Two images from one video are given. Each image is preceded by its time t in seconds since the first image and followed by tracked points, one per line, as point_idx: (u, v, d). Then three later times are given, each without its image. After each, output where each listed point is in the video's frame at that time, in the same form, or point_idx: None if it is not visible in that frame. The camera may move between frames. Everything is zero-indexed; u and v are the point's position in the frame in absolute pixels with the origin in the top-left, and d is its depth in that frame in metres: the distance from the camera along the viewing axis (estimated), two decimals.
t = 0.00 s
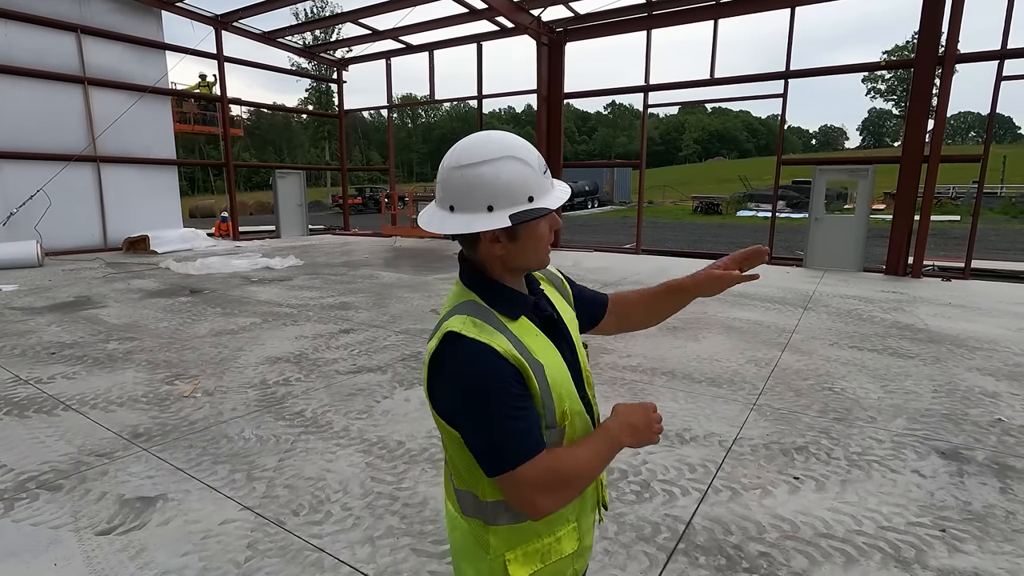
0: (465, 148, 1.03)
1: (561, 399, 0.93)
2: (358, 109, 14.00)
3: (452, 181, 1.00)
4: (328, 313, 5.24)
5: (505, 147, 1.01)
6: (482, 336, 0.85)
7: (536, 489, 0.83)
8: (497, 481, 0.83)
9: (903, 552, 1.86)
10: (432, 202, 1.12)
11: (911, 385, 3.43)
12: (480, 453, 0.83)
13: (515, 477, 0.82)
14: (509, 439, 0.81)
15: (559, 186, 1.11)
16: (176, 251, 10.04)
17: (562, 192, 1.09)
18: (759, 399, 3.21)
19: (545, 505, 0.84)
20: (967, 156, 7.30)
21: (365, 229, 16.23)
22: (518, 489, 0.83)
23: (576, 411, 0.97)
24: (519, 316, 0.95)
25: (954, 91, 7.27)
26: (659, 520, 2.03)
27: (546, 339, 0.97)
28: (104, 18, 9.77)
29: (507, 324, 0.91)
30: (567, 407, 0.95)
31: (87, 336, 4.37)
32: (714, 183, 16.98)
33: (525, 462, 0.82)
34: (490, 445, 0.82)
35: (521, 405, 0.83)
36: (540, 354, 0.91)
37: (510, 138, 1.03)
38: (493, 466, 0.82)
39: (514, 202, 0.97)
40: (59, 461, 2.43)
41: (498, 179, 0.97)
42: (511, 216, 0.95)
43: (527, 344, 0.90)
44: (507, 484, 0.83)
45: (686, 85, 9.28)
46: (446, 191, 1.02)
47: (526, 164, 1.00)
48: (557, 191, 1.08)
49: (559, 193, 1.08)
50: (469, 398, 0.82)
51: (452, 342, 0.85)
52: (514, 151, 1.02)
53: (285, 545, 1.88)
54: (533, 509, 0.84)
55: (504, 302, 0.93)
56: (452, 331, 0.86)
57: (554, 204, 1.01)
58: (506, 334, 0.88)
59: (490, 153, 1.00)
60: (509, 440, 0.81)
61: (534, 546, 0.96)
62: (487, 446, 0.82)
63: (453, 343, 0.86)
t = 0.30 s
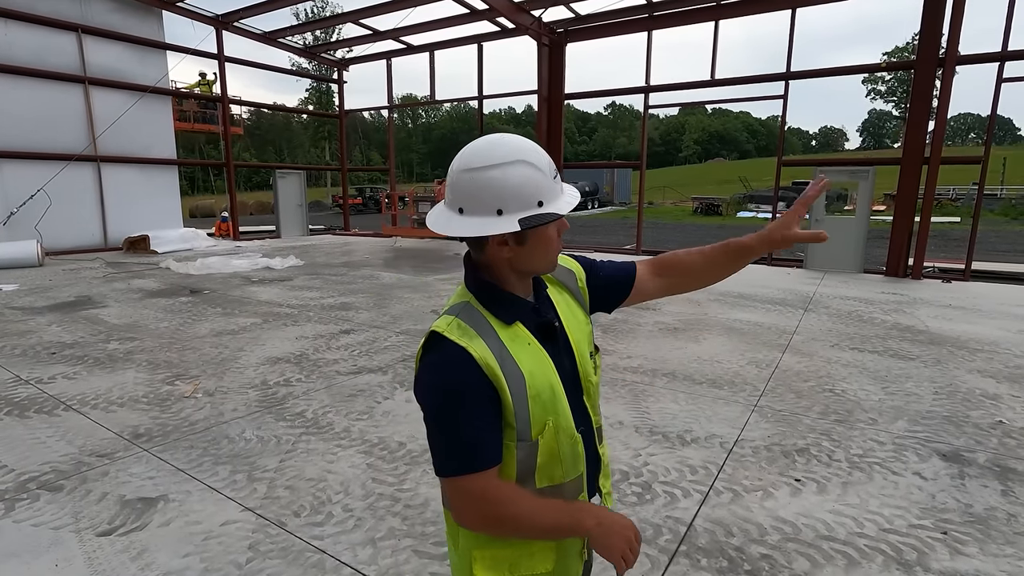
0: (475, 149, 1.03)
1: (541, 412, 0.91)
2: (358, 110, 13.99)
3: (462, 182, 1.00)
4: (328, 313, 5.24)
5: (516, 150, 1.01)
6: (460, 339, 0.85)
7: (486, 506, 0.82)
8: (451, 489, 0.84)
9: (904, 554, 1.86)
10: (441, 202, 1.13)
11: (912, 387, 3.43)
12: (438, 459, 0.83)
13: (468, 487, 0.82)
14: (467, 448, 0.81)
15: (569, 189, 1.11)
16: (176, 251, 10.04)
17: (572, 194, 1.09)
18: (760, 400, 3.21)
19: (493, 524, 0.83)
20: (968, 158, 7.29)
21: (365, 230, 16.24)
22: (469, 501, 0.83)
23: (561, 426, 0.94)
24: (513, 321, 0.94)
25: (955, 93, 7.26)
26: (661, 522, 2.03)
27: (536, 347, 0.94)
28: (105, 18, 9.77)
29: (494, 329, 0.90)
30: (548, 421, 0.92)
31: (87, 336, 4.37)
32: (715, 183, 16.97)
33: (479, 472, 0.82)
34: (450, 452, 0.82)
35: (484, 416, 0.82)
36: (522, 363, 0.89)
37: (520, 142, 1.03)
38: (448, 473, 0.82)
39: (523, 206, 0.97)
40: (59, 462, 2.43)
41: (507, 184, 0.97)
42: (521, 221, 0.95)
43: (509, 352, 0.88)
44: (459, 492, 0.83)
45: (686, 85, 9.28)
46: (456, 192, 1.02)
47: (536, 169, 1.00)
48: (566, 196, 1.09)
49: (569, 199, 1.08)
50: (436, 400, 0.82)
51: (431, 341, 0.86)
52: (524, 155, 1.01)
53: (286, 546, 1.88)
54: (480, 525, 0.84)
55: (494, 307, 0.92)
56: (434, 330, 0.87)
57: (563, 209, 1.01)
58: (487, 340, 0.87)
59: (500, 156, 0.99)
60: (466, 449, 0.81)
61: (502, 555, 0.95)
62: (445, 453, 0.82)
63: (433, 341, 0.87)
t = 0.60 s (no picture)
0: (487, 152, 1.04)
1: (543, 420, 0.91)
2: (359, 110, 13.89)
3: (474, 186, 1.00)
4: (329, 313, 5.25)
5: (529, 154, 1.01)
6: (466, 344, 0.85)
7: (480, 517, 0.82)
8: (444, 497, 0.84)
9: (906, 557, 1.86)
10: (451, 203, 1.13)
11: (913, 389, 3.43)
12: (434, 465, 0.83)
13: (461, 496, 0.82)
14: (466, 456, 0.81)
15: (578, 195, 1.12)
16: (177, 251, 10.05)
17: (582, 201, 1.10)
18: (761, 402, 3.21)
19: (487, 534, 0.83)
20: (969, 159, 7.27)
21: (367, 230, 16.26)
22: (463, 509, 0.83)
23: (562, 434, 0.94)
24: (518, 328, 0.94)
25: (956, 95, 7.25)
26: (662, 523, 2.03)
27: (540, 355, 0.95)
28: (106, 17, 9.77)
29: (500, 336, 0.90)
30: (549, 429, 0.92)
31: (89, 336, 4.38)
32: (716, 183, 16.97)
33: (474, 483, 0.82)
34: (446, 461, 0.81)
35: (485, 425, 0.82)
36: (526, 371, 0.89)
37: (533, 146, 1.02)
38: (445, 481, 0.82)
39: (536, 212, 0.98)
40: (61, 461, 2.43)
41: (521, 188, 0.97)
42: (533, 227, 0.96)
43: (514, 359, 0.89)
44: (454, 500, 0.83)
45: (688, 86, 9.26)
46: (467, 195, 1.01)
47: (547, 174, 1.00)
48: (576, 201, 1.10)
49: (579, 205, 1.08)
50: (436, 407, 0.81)
51: (437, 344, 0.86)
52: (537, 160, 1.01)
53: (287, 547, 1.88)
54: (474, 534, 0.84)
55: (501, 314, 0.92)
56: (440, 334, 0.86)
57: (575, 214, 1.02)
58: (492, 346, 0.87)
59: (513, 160, 0.99)
60: (465, 456, 0.81)
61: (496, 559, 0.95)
62: (441, 461, 0.81)
63: (440, 345, 0.87)
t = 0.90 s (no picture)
0: (485, 150, 1.04)
1: (550, 421, 0.90)
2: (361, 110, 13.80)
3: (478, 180, 1.00)
4: (329, 313, 5.24)
5: (527, 149, 1.03)
6: (474, 346, 0.84)
7: (484, 525, 0.81)
8: (450, 504, 0.82)
9: (906, 558, 1.86)
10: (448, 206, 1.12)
11: (914, 390, 3.42)
12: (439, 471, 0.81)
13: (463, 504, 0.81)
14: (475, 460, 0.80)
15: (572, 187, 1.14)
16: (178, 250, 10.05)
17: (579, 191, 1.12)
18: (761, 403, 3.21)
19: (496, 540, 0.82)
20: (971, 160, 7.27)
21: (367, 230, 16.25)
22: (471, 515, 0.81)
23: (567, 434, 0.93)
24: (523, 328, 0.94)
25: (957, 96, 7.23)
26: (661, 524, 2.03)
27: (544, 355, 0.94)
28: (107, 17, 9.78)
29: (507, 337, 0.89)
30: (556, 430, 0.91)
31: (89, 335, 4.38)
32: (716, 184, 16.96)
33: (482, 488, 0.80)
34: (454, 467, 0.80)
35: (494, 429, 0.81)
36: (533, 371, 0.89)
37: (531, 141, 1.04)
38: (453, 487, 0.80)
39: (541, 201, 0.98)
40: (60, 461, 2.43)
41: (524, 181, 0.98)
42: (541, 215, 0.96)
43: (521, 360, 0.88)
44: (461, 507, 0.81)
45: (690, 86, 9.25)
46: (470, 192, 1.01)
47: (548, 166, 1.02)
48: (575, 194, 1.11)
49: (577, 196, 1.10)
50: (444, 414, 0.79)
51: (444, 347, 0.85)
52: (533, 152, 1.03)
53: (286, 548, 1.88)
54: (481, 540, 0.82)
55: (506, 314, 0.92)
56: (448, 338, 0.85)
57: (576, 204, 1.03)
58: (500, 347, 0.86)
59: (510, 155, 1.01)
60: (475, 462, 0.79)
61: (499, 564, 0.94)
62: (449, 467, 0.80)
63: (446, 348, 0.85)
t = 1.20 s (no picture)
0: (484, 149, 1.04)
1: (555, 423, 0.90)
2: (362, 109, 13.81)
3: (480, 180, 0.99)
4: (329, 313, 5.24)
5: (527, 148, 1.03)
6: (481, 349, 0.83)
7: (490, 533, 0.80)
8: (456, 510, 0.81)
9: (905, 560, 1.85)
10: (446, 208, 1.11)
11: (913, 391, 3.42)
12: (446, 478, 0.80)
13: (469, 512, 0.80)
14: (483, 466, 0.78)
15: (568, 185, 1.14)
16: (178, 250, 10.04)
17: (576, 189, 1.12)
18: (761, 403, 3.21)
19: (504, 546, 0.81)
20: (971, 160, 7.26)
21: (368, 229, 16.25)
22: (478, 522, 0.80)
23: (571, 435, 0.93)
24: (525, 328, 0.94)
25: (958, 96, 7.22)
26: (660, 525, 2.02)
27: (548, 356, 0.94)
28: (108, 17, 9.78)
29: (513, 340, 0.88)
30: (561, 431, 0.91)
31: (89, 335, 4.38)
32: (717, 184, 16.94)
33: (489, 492, 0.79)
34: (462, 473, 0.78)
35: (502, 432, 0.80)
36: (538, 373, 0.88)
37: (529, 140, 1.04)
38: (460, 494, 0.79)
39: (545, 199, 0.99)
40: (58, 461, 2.43)
41: (526, 179, 0.98)
42: (545, 213, 0.97)
43: (527, 362, 0.87)
44: (468, 513, 0.80)
45: (690, 86, 9.25)
46: (472, 191, 1.00)
47: (547, 165, 1.02)
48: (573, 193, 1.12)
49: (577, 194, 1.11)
50: (450, 419, 0.78)
51: (449, 352, 0.84)
52: (533, 150, 1.04)
53: (284, 548, 1.87)
54: (488, 545, 0.81)
55: (509, 316, 0.92)
56: (453, 342, 0.84)
57: (576, 202, 1.04)
58: (506, 350, 0.85)
59: (510, 154, 1.01)
60: (482, 468, 0.78)
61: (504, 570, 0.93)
62: (456, 474, 0.78)
63: (452, 352, 0.84)
